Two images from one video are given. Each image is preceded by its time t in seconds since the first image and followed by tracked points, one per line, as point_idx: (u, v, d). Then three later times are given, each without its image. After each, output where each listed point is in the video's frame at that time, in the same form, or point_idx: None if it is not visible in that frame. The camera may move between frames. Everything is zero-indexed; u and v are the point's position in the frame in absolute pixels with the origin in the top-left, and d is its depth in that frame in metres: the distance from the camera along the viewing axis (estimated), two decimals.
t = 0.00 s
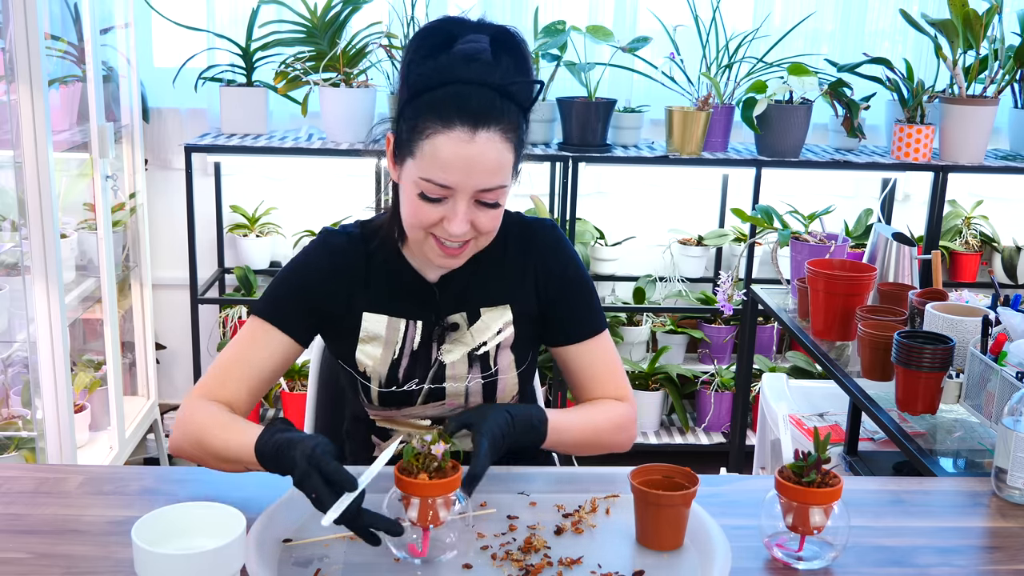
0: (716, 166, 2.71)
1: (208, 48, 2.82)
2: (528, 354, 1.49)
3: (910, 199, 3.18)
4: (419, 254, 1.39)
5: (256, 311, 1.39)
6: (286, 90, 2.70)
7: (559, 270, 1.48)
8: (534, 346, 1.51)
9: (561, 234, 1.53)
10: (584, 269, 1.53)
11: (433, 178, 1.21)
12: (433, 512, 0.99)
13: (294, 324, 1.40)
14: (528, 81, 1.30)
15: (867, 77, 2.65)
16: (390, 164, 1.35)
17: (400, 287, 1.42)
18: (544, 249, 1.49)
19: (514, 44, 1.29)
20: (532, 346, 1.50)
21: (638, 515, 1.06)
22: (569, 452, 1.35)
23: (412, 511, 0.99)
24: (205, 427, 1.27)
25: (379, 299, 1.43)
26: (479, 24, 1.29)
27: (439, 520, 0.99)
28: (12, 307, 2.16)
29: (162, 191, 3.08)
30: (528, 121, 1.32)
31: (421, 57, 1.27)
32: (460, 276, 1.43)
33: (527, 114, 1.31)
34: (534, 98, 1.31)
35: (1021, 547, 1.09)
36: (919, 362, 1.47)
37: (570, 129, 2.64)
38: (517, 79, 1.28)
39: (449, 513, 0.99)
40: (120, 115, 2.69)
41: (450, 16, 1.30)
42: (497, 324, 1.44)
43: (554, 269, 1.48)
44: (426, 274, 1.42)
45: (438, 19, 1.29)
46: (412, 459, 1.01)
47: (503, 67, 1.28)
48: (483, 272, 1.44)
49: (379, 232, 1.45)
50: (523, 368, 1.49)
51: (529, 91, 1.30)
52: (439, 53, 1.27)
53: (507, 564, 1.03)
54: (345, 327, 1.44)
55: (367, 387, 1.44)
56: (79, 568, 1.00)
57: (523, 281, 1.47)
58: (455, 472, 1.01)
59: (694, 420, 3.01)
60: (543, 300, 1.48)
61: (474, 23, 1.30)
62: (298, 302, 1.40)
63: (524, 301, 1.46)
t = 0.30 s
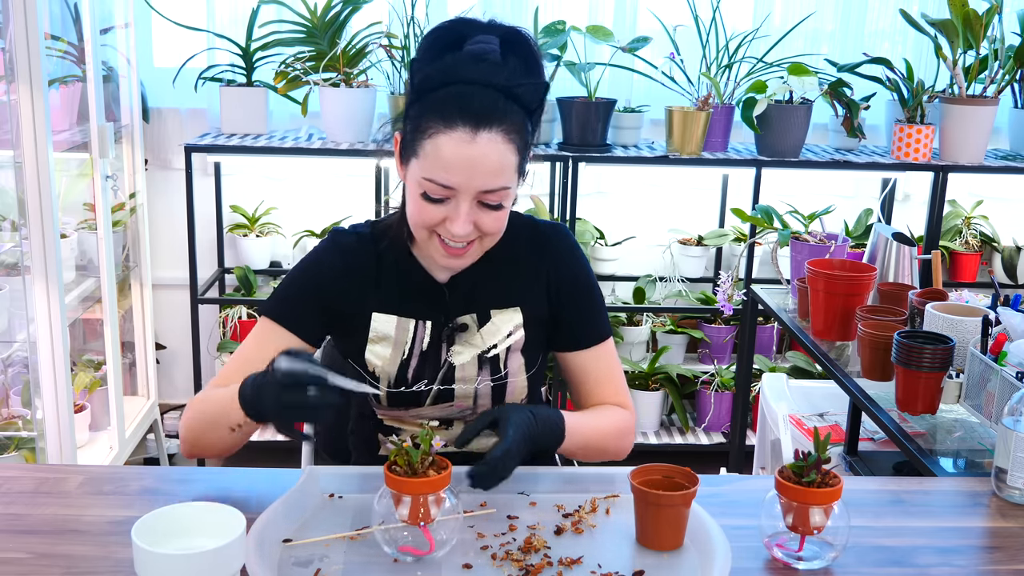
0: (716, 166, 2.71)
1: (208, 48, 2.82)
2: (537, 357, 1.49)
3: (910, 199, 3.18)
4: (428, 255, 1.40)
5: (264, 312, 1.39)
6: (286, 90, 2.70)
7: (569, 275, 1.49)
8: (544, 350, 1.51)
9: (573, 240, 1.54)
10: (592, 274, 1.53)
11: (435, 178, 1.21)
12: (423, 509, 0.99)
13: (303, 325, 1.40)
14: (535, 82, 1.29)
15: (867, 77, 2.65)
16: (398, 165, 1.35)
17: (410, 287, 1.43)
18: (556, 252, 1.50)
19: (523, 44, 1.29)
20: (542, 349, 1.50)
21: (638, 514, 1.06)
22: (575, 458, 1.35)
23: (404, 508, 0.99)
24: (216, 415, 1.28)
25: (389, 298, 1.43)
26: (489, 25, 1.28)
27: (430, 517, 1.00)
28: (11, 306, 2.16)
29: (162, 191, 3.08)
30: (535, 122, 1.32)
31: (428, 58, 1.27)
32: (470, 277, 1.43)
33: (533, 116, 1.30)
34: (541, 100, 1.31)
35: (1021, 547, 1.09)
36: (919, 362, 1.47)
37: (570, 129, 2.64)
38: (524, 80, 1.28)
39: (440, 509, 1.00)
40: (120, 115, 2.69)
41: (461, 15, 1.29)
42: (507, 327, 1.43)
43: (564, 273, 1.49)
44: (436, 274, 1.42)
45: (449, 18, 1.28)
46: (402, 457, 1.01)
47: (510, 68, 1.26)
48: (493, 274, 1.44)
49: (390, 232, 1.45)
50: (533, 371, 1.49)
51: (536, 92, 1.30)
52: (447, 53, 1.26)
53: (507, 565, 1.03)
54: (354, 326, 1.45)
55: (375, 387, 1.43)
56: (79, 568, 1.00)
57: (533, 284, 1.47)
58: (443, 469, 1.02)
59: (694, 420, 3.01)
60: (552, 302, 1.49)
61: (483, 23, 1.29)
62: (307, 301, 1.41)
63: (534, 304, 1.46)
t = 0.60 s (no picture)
0: (716, 166, 2.71)
1: (208, 48, 2.82)
2: (538, 358, 1.49)
3: (910, 199, 3.18)
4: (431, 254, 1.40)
5: (266, 312, 1.39)
6: (286, 90, 2.70)
7: (571, 276, 1.49)
8: (544, 351, 1.51)
9: (577, 241, 1.54)
10: (595, 276, 1.53)
11: (444, 183, 1.21)
12: (423, 510, 0.99)
13: (303, 324, 1.40)
14: (546, 90, 1.29)
15: (867, 77, 2.65)
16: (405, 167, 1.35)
17: (411, 287, 1.43)
18: (558, 253, 1.49)
19: (535, 52, 1.29)
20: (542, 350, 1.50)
21: (638, 515, 1.06)
22: (575, 464, 1.35)
23: (403, 508, 0.99)
24: (253, 411, 1.31)
25: (390, 297, 1.43)
26: (501, 29, 1.29)
27: (430, 517, 1.00)
28: (12, 306, 2.16)
29: (162, 191, 3.08)
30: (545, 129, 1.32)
31: (439, 62, 1.27)
32: (472, 278, 1.43)
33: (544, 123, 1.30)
34: (552, 107, 1.31)
35: (1021, 547, 1.09)
36: (919, 362, 1.47)
37: (570, 129, 2.64)
38: (535, 88, 1.28)
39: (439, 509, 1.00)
40: (120, 115, 2.69)
41: (473, 19, 1.29)
42: (507, 328, 1.43)
43: (566, 274, 1.49)
44: (437, 274, 1.42)
45: (460, 22, 1.29)
46: (402, 457, 1.01)
47: (522, 74, 1.27)
48: (494, 274, 1.44)
49: (394, 231, 1.46)
50: (533, 372, 1.48)
51: (547, 99, 1.30)
52: (458, 58, 1.26)
53: (507, 565, 1.03)
54: (355, 325, 1.45)
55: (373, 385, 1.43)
56: (79, 568, 1.00)
57: (534, 285, 1.47)
58: (443, 469, 1.02)
59: (694, 420, 3.01)
60: (553, 304, 1.49)
61: (496, 27, 1.29)
62: (309, 302, 1.40)
63: (535, 305, 1.46)
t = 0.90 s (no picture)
0: (716, 166, 2.71)
1: (208, 48, 2.82)
2: (545, 355, 1.49)
3: (910, 199, 3.18)
4: (441, 254, 1.40)
5: (274, 313, 1.38)
6: (286, 90, 2.70)
7: (576, 273, 1.49)
8: (551, 348, 1.51)
9: (581, 236, 1.54)
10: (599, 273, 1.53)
11: (458, 188, 1.20)
12: (423, 510, 0.99)
13: (312, 325, 1.39)
14: (562, 97, 1.29)
15: (867, 78, 2.65)
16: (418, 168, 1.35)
17: (420, 286, 1.43)
18: (564, 249, 1.50)
19: (553, 59, 1.29)
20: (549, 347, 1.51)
21: (638, 515, 1.06)
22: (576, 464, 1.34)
23: (403, 508, 0.99)
24: (266, 411, 1.30)
25: (398, 296, 1.43)
26: (519, 33, 1.28)
27: (429, 517, 1.00)
28: (12, 306, 2.16)
29: (162, 191, 3.08)
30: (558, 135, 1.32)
31: (455, 65, 1.27)
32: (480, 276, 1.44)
33: (558, 130, 1.30)
34: (566, 115, 1.31)
35: (1021, 548, 1.09)
36: (919, 362, 1.47)
37: (570, 129, 2.64)
38: (550, 95, 1.28)
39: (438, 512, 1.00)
40: (120, 115, 2.69)
41: (490, 22, 1.29)
42: (515, 323, 1.44)
43: (571, 272, 1.49)
44: (446, 272, 1.43)
45: (478, 24, 1.28)
46: (400, 458, 1.01)
47: (538, 80, 1.27)
48: (502, 272, 1.45)
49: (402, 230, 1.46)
50: (540, 368, 1.49)
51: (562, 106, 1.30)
52: (474, 62, 1.26)
53: (507, 565, 1.03)
54: (363, 326, 1.45)
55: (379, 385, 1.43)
56: (79, 568, 1.00)
57: (541, 282, 1.47)
58: (443, 469, 1.02)
59: (694, 420, 3.01)
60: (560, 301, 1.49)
61: (513, 32, 1.29)
62: (317, 303, 1.39)
63: (542, 302, 1.47)
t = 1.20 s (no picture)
0: (716, 166, 2.71)
1: (208, 48, 2.82)
2: (548, 357, 1.49)
3: (910, 199, 3.18)
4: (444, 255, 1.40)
5: (276, 317, 1.37)
6: (286, 89, 2.70)
7: (578, 276, 1.49)
8: (553, 350, 1.51)
9: (584, 238, 1.55)
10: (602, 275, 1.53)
11: (463, 191, 1.20)
12: (424, 509, 0.99)
13: (314, 327, 1.38)
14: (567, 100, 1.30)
15: (867, 77, 2.65)
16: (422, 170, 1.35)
17: (423, 287, 1.43)
18: (566, 252, 1.51)
19: (557, 62, 1.30)
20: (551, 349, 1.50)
21: (638, 515, 1.06)
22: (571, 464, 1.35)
23: (404, 508, 0.99)
24: (255, 408, 1.30)
25: (401, 297, 1.43)
26: (526, 36, 1.29)
27: (430, 516, 1.00)
28: (12, 306, 2.16)
29: (162, 191, 3.08)
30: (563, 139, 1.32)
31: (461, 67, 1.27)
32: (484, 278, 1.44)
33: (563, 133, 1.30)
34: (571, 119, 1.31)
35: (1021, 547, 1.09)
36: (919, 362, 1.47)
37: (570, 128, 2.64)
38: (556, 98, 1.28)
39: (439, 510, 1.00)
40: (120, 115, 2.69)
41: (496, 25, 1.29)
42: (517, 325, 1.44)
43: (573, 274, 1.49)
44: (450, 273, 1.43)
45: (484, 27, 1.29)
46: (401, 458, 1.01)
47: (544, 84, 1.27)
48: (505, 274, 1.45)
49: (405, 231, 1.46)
50: (542, 371, 1.49)
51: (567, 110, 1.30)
52: (481, 64, 1.26)
53: (507, 565, 1.03)
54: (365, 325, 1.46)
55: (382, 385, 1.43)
56: (78, 568, 1.00)
57: (544, 284, 1.47)
58: (444, 468, 1.02)
59: (694, 420, 3.01)
60: (562, 304, 1.49)
61: (520, 34, 1.29)
62: (319, 302, 1.39)
63: (545, 304, 1.47)
